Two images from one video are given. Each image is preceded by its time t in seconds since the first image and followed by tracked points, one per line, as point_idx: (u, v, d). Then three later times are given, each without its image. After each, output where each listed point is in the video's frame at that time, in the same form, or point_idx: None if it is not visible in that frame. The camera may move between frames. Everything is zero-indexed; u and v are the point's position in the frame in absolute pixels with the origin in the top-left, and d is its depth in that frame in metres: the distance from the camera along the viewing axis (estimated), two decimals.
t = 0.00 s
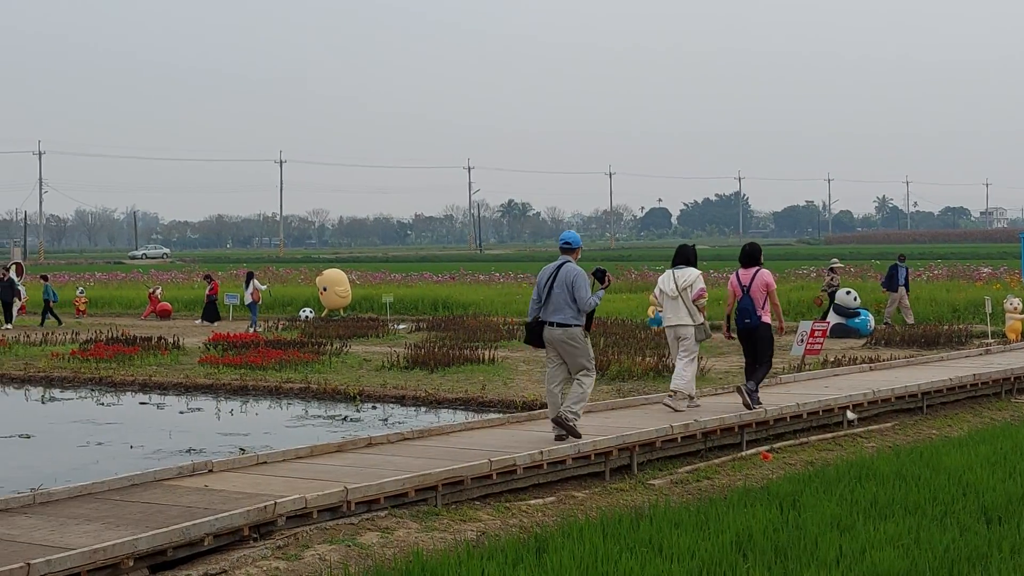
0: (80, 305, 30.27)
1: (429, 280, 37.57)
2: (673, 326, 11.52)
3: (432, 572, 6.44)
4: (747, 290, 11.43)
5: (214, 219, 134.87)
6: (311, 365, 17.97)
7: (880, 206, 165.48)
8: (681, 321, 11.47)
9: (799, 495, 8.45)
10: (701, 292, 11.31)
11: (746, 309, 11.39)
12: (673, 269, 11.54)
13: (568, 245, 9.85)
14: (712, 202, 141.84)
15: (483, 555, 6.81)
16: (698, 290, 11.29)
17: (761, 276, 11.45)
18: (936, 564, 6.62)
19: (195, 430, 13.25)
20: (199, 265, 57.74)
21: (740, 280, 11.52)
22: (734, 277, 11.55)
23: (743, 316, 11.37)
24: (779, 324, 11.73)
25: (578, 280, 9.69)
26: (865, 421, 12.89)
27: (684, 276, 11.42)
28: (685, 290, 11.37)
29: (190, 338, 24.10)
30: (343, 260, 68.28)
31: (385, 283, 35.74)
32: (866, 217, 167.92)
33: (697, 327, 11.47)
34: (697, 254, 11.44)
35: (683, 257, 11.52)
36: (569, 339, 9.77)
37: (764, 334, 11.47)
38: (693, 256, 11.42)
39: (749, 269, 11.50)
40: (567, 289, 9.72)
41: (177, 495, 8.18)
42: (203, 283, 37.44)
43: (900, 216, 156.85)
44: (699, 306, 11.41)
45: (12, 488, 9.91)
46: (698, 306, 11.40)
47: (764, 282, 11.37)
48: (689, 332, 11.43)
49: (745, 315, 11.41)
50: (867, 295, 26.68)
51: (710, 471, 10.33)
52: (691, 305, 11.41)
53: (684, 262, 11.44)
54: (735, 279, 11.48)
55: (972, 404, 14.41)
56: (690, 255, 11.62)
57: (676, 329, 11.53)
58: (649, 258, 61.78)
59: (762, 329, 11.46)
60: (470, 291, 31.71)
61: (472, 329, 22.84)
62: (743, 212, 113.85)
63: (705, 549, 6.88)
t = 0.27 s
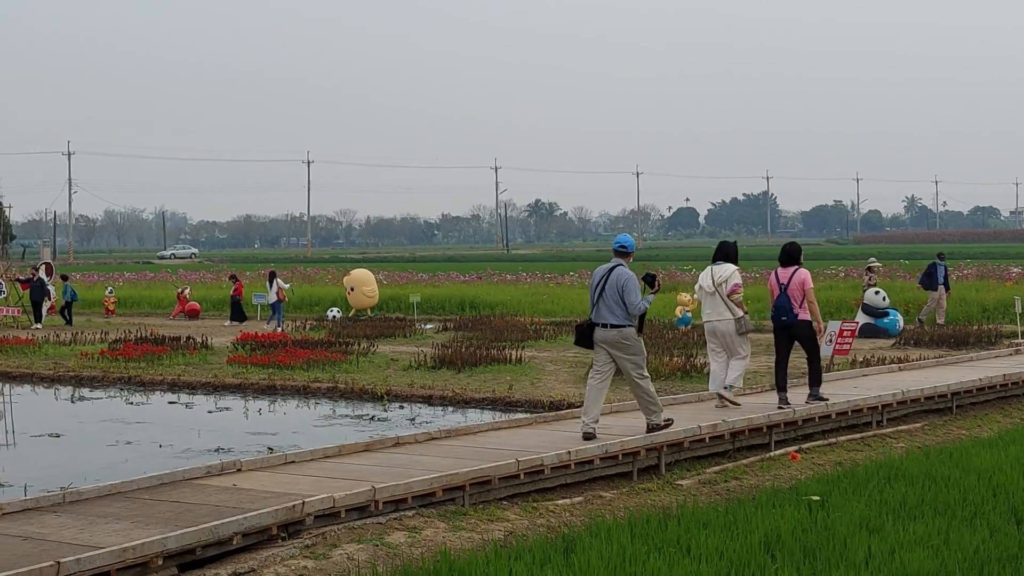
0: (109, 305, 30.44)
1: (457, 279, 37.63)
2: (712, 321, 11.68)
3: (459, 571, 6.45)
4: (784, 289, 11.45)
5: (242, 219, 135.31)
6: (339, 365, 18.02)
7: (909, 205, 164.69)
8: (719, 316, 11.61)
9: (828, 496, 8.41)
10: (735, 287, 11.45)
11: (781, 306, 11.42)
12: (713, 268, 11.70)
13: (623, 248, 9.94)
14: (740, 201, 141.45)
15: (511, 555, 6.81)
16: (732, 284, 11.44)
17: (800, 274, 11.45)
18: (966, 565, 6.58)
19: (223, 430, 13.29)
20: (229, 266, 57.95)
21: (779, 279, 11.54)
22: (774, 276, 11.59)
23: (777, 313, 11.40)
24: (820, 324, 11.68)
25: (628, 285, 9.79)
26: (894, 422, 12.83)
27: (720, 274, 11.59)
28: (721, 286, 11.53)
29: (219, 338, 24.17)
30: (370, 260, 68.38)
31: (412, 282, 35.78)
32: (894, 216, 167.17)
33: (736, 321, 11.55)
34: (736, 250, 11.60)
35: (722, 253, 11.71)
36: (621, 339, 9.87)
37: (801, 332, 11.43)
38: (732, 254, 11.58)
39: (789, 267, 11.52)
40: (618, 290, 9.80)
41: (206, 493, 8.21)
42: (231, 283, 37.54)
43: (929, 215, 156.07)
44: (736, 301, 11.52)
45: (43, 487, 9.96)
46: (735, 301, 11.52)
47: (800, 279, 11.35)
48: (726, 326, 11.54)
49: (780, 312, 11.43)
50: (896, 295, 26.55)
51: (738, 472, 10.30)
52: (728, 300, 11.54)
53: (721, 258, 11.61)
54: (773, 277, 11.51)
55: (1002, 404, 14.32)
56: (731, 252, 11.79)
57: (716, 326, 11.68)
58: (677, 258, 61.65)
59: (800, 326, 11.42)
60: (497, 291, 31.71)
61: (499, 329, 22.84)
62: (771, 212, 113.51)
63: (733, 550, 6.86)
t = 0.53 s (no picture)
0: (138, 305, 30.60)
1: (484, 280, 37.66)
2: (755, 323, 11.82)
3: (487, 571, 6.45)
4: (830, 290, 11.73)
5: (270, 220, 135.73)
6: (366, 365, 18.05)
7: (939, 205, 163.80)
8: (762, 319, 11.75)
9: (857, 498, 8.38)
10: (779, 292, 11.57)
11: (828, 308, 11.71)
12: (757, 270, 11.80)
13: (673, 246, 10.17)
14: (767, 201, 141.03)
15: (539, 556, 6.81)
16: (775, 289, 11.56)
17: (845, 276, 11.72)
18: (996, 568, 6.54)
19: (251, 430, 13.34)
20: (258, 266, 58.16)
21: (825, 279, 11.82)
22: (819, 277, 11.87)
23: (824, 315, 11.70)
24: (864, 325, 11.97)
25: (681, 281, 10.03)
26: (923, 423, 12.78)
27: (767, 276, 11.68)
28: (764, 289, 11.65)
29: (246, 338, 24.25)
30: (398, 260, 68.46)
31: (440, 283, 35.80)
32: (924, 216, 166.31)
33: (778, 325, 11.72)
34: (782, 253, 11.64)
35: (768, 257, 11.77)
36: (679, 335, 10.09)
37: (847, 332, 11.71)
38: (777, 257, 11.64)
39: (833, 269, 11.80)
40: (674, 284, 10.01)
41: (234, 493, 8.24)
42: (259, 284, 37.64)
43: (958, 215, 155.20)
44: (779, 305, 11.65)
45: (73, 486, 10.02)
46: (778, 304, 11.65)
47: (846, 282, 11.61)
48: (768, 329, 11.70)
49: (827, 314, 11.72)
50: (925, 296, 26.42)
51: (767, 473, 10.27)
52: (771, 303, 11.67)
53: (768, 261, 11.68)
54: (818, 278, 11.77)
55: None
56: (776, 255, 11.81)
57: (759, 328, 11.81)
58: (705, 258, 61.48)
59: (846, 327, 11.68)
60: (524, 291, 31.70)
61: (527, 329, 22.83)
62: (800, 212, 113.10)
63: (761, 552, 6.84)
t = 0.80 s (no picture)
0: (163, 305, 30.72)
1: (509, 281, 37.67)
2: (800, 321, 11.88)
3: (512, 572, 6.45)
4: (871, 287, 11.87)
5: (295, 221, 136.05)
6: (391, 366, 18.06)
7: (965, 204, 162.96)
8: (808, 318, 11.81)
9: (883, 499, 8.34)
10: (828, 291, 11.60)
11: (870, 304, 11.82)
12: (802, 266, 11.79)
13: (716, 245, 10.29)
14: (793, 202, 140.56)
15: (565, 556, 6.81)
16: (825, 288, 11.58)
17: (886, 275, 11.88)
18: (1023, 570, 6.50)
19: (276, 430, 13.37)
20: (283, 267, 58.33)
21: (864, 277, 11.98)
22: (858, 276, 12.00)
23: (867, 310, 11.80)
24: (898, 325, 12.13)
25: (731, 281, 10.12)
26: (950, 424, 12.73)
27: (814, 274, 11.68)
28: (812, 287, 11.67)
29: (271, 339, 24.29)
30: (423, 260, 68.51)
31: (465, 284, 35.81)
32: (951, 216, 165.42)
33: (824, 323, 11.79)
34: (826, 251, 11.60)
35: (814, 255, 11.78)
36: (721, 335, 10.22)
37: (887, 330, 11.82)
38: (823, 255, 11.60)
39: (873, 268, 11.96)
40: (721, 284, 10.16)
41: (260, 493, 8.26)
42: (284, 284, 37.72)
43: (985, 215, 154.39)
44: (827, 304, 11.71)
45: (99, 486, 10.07)
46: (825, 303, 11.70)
47: (888, 280, 11.79)
48: (816, 327, 11.77)
49: (869, 309, 11.82)
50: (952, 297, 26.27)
51: (793, 474, 10.24)
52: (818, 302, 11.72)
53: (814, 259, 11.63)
54: (859, 275, 11.92)
55: None
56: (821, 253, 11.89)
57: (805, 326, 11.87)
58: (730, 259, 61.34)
59: (886, 324, 11.82)
60: (549, 292, 31.68)
61: (551, 330, 22.81)
62: (825, 212, 112.70)
63: (787, 553, 6.82)
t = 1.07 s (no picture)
0: (193, 306, 30.84)
1: (537, 281, 37.67)
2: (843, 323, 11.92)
3: (542, 573, 6.45)
4: (909, 289, 11.88)
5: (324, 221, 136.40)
6: (420, 366, 18.08)
7: (997, 204, 162.01)
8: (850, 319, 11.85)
9: (914, 501, 8.30)
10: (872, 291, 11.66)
11: (907, 306, 11.84)
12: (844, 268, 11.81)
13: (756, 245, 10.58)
14: (822, 202, 140.01)
15: (594, 557, 6.80)
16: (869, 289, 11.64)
17: (923, 277, 11.86)
18: None
19: (306, 430, 13.40)
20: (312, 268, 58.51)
21: (902, 280, 11.98)
22: (897, 278, 12.02)
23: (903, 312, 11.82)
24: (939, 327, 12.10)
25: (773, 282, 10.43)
26: (981, 426, 12.65)
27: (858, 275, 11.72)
28: (856, 288, 11.72)
29: (300, 339, 24.36)
30: (451, 261, 68.52)
31: (493, 284, 35.82)
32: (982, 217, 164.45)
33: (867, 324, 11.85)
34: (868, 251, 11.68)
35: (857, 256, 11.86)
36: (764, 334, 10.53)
37: (925, 332, 11.80)
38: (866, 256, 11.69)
39: (910, 270, 11.96)
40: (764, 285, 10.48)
41: (289, 493, 8.29)
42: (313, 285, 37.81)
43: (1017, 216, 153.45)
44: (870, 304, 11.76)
45: (130, 486, 10.11)
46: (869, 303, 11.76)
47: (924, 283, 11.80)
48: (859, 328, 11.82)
49: (906, 312, 11.85)
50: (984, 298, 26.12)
51: (823, 476, 10.20)
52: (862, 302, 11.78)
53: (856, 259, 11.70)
54: (897, 278, 11.94)
55: None
56: (862, 256, 11.95)
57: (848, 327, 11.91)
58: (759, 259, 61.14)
59: (924, 326, 11.80)
60: (578, 293, 31.65)
61: (580, 331, 22.80)
62: (855, 213, 112.22)
63: (817, 554, 6.79)
